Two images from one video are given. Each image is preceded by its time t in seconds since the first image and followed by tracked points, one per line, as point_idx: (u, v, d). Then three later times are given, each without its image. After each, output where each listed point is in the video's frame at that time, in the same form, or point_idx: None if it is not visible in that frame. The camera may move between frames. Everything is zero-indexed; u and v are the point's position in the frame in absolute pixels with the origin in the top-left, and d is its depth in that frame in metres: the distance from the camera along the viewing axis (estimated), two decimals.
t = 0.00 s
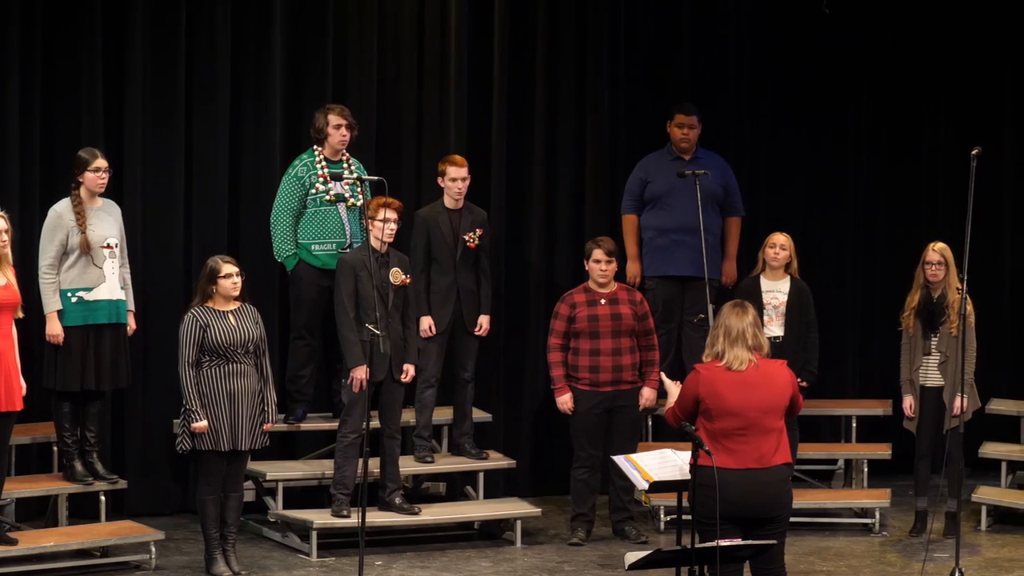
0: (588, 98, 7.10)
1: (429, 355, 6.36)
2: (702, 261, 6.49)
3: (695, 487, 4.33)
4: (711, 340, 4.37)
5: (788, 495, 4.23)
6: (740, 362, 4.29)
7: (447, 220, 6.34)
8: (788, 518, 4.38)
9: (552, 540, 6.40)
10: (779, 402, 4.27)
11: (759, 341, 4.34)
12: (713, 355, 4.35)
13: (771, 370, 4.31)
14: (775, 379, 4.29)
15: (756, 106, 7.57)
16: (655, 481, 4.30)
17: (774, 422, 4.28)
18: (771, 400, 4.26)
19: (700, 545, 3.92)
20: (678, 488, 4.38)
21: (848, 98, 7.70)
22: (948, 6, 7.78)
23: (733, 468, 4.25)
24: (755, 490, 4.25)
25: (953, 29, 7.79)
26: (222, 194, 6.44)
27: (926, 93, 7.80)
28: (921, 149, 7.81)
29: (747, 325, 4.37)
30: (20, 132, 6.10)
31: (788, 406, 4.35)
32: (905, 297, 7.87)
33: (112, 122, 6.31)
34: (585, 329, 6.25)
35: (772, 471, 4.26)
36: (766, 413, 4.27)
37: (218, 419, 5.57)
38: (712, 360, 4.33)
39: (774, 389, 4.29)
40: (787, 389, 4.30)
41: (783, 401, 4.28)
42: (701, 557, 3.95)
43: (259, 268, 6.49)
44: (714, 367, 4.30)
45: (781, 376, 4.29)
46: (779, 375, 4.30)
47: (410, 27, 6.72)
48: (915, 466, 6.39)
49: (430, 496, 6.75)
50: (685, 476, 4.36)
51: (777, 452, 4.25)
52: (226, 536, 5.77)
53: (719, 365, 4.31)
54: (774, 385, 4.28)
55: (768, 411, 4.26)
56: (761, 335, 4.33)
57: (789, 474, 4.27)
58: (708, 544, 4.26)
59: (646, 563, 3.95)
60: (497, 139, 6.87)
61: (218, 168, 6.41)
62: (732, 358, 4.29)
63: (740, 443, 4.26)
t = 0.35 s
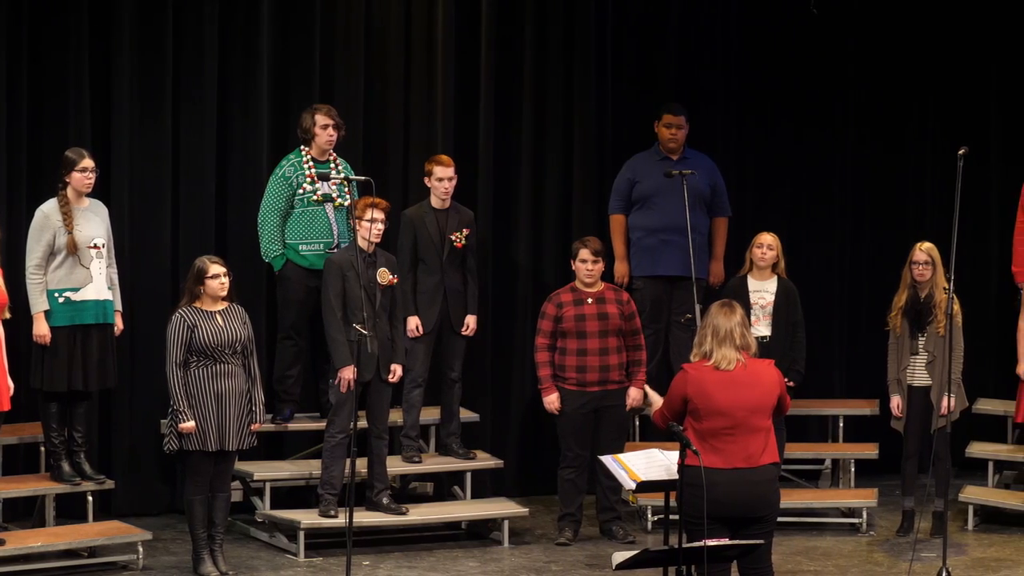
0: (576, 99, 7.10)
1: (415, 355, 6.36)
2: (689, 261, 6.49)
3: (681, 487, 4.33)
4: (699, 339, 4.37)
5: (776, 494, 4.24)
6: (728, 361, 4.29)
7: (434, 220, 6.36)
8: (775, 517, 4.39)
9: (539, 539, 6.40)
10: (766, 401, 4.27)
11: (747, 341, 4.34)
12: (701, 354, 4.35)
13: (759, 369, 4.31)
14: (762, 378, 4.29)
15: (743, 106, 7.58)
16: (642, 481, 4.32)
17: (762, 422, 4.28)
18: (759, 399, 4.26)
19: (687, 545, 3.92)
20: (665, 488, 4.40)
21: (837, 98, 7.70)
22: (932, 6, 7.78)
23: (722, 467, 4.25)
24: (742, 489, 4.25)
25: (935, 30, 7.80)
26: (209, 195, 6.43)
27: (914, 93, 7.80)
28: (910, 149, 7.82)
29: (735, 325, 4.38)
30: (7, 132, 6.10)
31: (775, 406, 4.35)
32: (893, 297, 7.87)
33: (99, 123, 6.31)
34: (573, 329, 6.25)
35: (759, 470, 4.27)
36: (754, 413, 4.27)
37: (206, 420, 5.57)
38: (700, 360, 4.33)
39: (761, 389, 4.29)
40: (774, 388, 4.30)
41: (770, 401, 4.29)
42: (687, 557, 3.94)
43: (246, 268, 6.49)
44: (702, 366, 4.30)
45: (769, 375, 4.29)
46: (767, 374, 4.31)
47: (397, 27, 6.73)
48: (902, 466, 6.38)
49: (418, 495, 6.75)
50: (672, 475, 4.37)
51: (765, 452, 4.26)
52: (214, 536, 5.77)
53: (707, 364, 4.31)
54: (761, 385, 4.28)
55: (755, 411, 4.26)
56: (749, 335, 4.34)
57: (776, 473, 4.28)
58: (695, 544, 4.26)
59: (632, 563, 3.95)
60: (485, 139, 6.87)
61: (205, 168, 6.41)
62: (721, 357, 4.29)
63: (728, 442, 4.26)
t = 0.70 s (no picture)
0: (567, 98, 7.10)
1: (407, 355, 6.36)
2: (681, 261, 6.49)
3: (674, 486, 4.32)
4: (699, 336, 4.36)
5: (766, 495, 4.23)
6: (726, 361, 4.29)
7: (425, 221, 6.37)
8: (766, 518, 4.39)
9: (531, 540, 6.40)
10: (761, 402, 4.27)
11: (747, 342, 4.33)
12: (700, 351, 4.34)
13: (755, 370, 4.31)
14: (758, 380, 4.29)
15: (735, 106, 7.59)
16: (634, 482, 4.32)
17: (755, 422, 4.27)
18: (753, 399, 4.25)
19: (679, 546, 3.92)
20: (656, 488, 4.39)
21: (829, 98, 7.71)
22: (923, 6, 7.79)
23: (713, 466, 4.25)
24: (732, 488, 4.25)
25: (927, 30, 7.81)
26: (201, 195, 6.43)
27: (907, 93, 7.80)
28: (902, 149, 7.82)
29: (736, 324, 4.37)
30: None
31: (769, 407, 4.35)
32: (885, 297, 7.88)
33: (91, 123, 6.30)
34: (564, 330, 6.25)
35: (751, 470, 4.26)
36: (748, 413, 4.26)
37: (198, 420, 5.57)
38: (697, 357, 4.32)
39: (756, 389, 4.29)
40: (769, 390, 4.30)
41: (765, 401, 4.28)
42: (681, 556, 3.94)
43: (238, 268, 6.49)
44: (700, 364, 4.30)
45: (764, 377, 4.29)
46: (762, 376, 4.31)
47: (388, 28, 6.73)
48: (893, 465, 6.38)
49: (409, 496, 6.75)
50: (665, 475, 4.35)
51: (757, 452, 4.25)
52: (205, 536, 5.77)
53: (704, 362, 4.30)
54: (756, 385, 4.28)
55: (749, 411, 4.26)
56: (750, 336, 4.32)
57: (767, 474, 4.27)
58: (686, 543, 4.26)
59: (625, 562, 3.95)
60: (476, 140, 6.87)
61: (197, 168, 6.40)
62: (719, 356, 4.29)
63: (721, 441, 4.26)
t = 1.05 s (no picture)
0: (559, 97, 7.10)
1: (399, 355, 6.36)
2: (673, 261, 6.49)
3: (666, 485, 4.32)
4: (691, 336, 4.37)
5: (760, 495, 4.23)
6: (719, 360, 4.30)
7: (418, 220, 6.37)
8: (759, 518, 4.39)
9: (524, 539, 6.40)
10: (754, 402, 4.27)
11: (739, 342, 4.35)
12: (693, 352, 4.36)
13: (748, 371, 4.31)
14: (751, 380, 4.29)
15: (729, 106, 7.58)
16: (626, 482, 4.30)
17: (748, 422, 4.27)
18: (746, 400, 4.26)
19: (671, 546, 3.91)
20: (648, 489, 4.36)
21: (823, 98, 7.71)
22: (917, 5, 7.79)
23: (707, 465, 4.25)
24: (724, 489, 4.24)
25: (921, 30, 7.80)
26: (193, 195, 6.42)
27: (900, 92, 7.80)
28: (895, 148, 7.82)
29: (728, 324, 4.38)
30: None
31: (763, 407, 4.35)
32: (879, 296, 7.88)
33: (83, 123, 6.30)
34: (557, 330, 6.25)
35: (743, 471, 4.26)
36: (741, 413, 4.26)
37: (191, 420, 5.57)
38: (691, 357, 4.34)
39: (749, 389, 4.29)
40: (762, 390, 4.30)
41: (758, 402, 4.28)
42: (672, 557, 3.93)
43: (230, 268, 6.48)
44: (693, 364, 4.31)
45: (757, 377, 4.29)
46: (756, 375, 4.31)
47: (380, 27, 6.72)
48: (886, 465, 6.38)
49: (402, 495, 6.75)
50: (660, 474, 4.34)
51: (750, 452, 4.25)
52: (198, 536, 5.76)
53: (697, 362, 4.32)
54: (750, 385, 4.28)
55: (742, 411, 4.26)
56: (741, 335, 4.35)
57: (761, 474, 4.27)
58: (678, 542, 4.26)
59: (615, 562, 3.94)
60: (468, 139, 6.86)
61: (189, 168, 6.39)
62: (712, 356, 4.30)
63: (714, 441, 4.26)
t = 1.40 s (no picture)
0: (547, 97, 7.10)
1: (388, 355, 6.36)
2: (662, 261, 6.49)
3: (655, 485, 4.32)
4: (680, 337, 4.38)
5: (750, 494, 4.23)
6: (709, 360, 4.31)
7: (406, 220, 6.36)
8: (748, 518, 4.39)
9: (512, 539, 6.40)
10: (743, 402, 4.28)
11: (727, 341, 4.36)
12: (682, 352, 4.37)
13: (738, 371, 4.32)
14: (741, 380, 4.30)
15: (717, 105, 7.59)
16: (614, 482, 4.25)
17: (738, 422, 4.28)
18: (736, 400, 4.26)
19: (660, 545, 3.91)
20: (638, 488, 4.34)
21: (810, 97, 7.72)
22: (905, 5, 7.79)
23: (697, 465, 4.26)
24: (715, 489, 4.24)
25: (910, 29, 7.81)
26: (181, 195, 6.41)
27: (889, 92, 7.80)
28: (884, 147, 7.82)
29: (716, 324, 4.39)
30: None
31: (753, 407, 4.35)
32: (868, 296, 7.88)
33: (71, 123, 6.29)
34: (545, 330, 6.25)
35: (733, 470, 4.26)
36: (731, 413, 4.27)
37: (180, 420, 5.56)
38: (680, 357, 4.35)
39: (739, 389, 4.30)
40: (752, 390, 4.31)
41: (748, 401, 4.29)
42: (662, 557, 3.93)
43: (218, 269, 6.48)
44: (683, 364, 4.32)
45: (747, 377, 4.30)
46: (745, 375, 4.32)
47: (368, 27, 6.73)
48: (874, 465, 6.38)
49: (390, 496, 6.75)
50: (648, 472, 4.33)
51: (740, 452, 4.26)
52: (186, 537, 5.76)
53: (686, 362, 4.33)
54: (739, 385, 4.29)
55: (732, 410, 4.26)
56: (730, 335, 4.35)
57: (750, 474, 4.27)
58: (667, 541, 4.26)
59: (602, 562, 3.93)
60: (456, 139, 6.86)
61: (177, 167, 6.39)
62: (701, 356, 4.31)
63: (704, 441, 4.26)
